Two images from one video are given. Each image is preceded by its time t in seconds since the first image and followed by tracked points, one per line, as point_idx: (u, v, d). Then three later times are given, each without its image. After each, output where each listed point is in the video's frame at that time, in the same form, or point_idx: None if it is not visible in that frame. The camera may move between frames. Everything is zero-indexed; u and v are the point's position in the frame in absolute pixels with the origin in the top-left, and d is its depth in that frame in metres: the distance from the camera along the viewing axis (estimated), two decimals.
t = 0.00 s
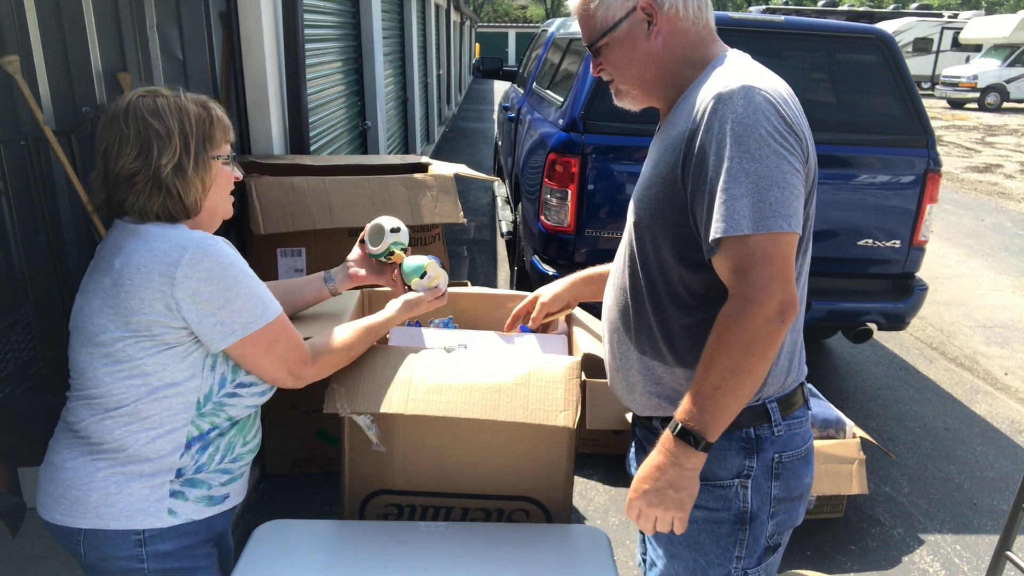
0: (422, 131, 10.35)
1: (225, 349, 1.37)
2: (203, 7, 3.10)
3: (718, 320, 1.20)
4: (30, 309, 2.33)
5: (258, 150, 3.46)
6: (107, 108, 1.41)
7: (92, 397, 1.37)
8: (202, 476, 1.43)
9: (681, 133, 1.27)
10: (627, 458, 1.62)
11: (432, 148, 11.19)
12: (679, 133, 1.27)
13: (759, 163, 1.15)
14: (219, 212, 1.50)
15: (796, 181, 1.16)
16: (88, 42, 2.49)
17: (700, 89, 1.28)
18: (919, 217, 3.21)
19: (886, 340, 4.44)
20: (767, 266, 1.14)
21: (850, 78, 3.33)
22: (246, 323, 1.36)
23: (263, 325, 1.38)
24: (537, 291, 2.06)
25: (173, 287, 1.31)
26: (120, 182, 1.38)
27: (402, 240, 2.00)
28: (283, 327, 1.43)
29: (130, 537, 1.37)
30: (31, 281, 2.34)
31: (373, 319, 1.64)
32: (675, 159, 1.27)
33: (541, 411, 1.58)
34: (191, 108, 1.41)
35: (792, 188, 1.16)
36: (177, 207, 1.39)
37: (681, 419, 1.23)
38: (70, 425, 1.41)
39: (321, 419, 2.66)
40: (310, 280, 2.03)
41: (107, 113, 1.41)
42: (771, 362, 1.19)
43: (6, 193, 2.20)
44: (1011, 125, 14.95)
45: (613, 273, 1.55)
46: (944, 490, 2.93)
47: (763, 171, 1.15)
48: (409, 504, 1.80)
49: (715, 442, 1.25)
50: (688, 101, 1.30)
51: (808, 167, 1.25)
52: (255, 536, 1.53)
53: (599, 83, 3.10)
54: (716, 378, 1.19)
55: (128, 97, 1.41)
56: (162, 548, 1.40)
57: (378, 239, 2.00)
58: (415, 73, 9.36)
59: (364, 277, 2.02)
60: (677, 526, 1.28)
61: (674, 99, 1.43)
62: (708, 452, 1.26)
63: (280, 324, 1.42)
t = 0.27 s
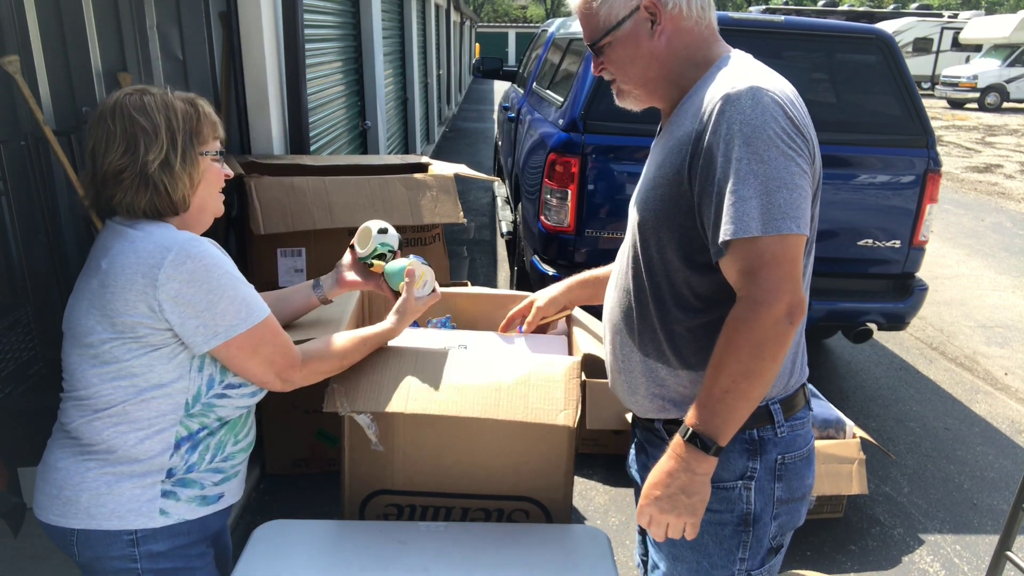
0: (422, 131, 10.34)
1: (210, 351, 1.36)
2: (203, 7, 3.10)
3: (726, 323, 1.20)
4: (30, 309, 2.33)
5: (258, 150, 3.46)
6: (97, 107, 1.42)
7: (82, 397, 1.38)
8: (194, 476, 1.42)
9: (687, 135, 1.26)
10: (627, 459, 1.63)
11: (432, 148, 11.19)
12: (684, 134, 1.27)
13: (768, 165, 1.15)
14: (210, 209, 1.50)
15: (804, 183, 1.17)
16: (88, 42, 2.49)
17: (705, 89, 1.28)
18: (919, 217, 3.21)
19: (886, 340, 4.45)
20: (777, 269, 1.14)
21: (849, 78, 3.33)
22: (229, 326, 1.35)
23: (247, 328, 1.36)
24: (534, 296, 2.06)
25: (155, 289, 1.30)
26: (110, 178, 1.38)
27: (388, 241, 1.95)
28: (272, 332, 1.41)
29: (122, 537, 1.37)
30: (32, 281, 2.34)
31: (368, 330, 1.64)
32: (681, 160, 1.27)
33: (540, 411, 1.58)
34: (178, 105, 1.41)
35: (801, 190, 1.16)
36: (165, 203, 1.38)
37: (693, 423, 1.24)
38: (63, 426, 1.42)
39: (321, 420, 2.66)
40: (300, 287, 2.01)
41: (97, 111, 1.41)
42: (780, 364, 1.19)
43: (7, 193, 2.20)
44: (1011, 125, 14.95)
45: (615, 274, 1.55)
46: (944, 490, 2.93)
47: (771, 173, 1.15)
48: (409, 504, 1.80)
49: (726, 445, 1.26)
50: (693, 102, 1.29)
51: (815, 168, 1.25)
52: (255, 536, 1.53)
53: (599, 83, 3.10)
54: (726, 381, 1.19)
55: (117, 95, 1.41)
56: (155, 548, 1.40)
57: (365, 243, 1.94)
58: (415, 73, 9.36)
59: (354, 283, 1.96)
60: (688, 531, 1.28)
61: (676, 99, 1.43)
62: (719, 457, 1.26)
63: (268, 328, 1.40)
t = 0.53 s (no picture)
0: (422, 131, 10.34)
1: (206, 354, 1.35)
2: (203, 8, 3.10)
3: (732, 324, 1.20)
4: (30, 309, 2.33)
5: (258, 150, 3.46)
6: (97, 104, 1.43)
7: (80, 396, 1.38)
8: (192, 474, 1.42)
9: (692, 135, 1.26)
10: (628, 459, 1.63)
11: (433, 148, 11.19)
12: (689, 135, 1.27)
13: (774, 167, 1.15)
14: (208, 208, 1.49)
15: (809, 184, 1.17)
16: (88, 42, 2.49)
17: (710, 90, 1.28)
18: (919, 217, 3.21)
19: (885, 340, 4.45)
20: (783, 270, 1.15)
21: (849, 78, 3.33)
22: (225, 329, 1.34)
23: (243, 331, 1.36)
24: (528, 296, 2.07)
25: (152, 291, 1.30)
26: (104, 175, 1.39)
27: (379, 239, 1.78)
28: (269, 335, 1.41)
29: (120, 535, 1.37)
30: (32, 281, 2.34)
31: (364, 333, 1.64)
32: (686, 161, 1.27)
33: (540, 410, 1.58)
34: (173, 103, 1.41)
35: (806, 190, 1.16)
36: (155, 199, 1.38)
37: (699, 425, 1.24)
38: (62, 424, 1.42)
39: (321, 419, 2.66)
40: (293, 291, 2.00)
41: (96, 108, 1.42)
42: (786, 365, 1.19)
43: (6, 193, 2.19)
44: (1011, 125, 14.95)
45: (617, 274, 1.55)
46: (944, 490, 2.93)
47: (778, 174, 1.15)
48: (409, 504, 1.79)
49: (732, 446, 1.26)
50: (697, 103, 1.29)
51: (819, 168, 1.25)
52: (255, 536, 1.53)
53: (599, 83, 3.10)
54: (732, 383, 1.19)
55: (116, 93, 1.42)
56: (153, 546, 1.40)
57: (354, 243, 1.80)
58: (415, 73, 9.36)
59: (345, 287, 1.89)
60: (694, 534, 1.28)
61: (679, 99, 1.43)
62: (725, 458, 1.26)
63: (264, 331, 1.39)
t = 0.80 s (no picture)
0: (422, 131, 10.34)
1: (208, 357, 1.36)
2: (203, 8, 3.10)
3: (734, 325, 1.20)
4: (30, 309, 2.33)
5: (258, 150, 3.46)
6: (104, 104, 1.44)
7: (82, 396, 1.38)
8: (193, 474, 1.42)
9: (693, 136, 1.26)
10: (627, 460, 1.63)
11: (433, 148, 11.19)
12: (690, 136, 1.27)
13: (775, 168, 1.15)
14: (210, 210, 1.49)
15: (810, 186, 1.17)
16: (88, 42, 2.49)
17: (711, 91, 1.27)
18: (919, 217, 3.21)
19: (885, 339, 4.45)
20: (785, 271, 1.15)
21: (850, 78, 3.33)
22: (228, 332, 1.35)
23: (245, 335, 1.37)
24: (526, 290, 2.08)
25: (155, 294, 1.30)
26: (106, 173, 1.39)
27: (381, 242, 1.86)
28: (271, 338, 1.41)
29: (121, 534, 1.37)
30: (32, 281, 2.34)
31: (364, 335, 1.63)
32: (687, 162, 1.27)
33: (540, 411, 1.58)
34: (175, 103, 1.41)
35: (807, 192, 1.16)
36: (153, 198, 1.37)
37: (700, 426, 1.24)
38: (64, 424, 1.42)
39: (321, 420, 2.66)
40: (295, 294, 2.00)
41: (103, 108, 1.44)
42: (787, 366, 1.19)
43: (7, 193, 2.19)
44: (1011, 125, 14.95)
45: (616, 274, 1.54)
46: (944, 490, 2.93)
47: (779, 176, 1.15)
48: (409, 504, 1.80)
49: (734, 447, 1.26)
50: (698, 104, 1.29)
51: (819, 169, 1.25)
52: (256, 535, 1.53)
53: (599, 83, 3.10)
54: (734, 384, 1.19)
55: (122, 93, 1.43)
56: (154, 545, 1.40)
57: (357, 246, 1.86)
58: (415, 73, 9.36)
59: (349, 289, 1.94)
60: (697, 533, 1.29)
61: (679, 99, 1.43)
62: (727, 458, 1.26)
63: (266, 334, 1.40)
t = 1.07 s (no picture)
0: (422, 131, 10.34)
1: (207, 359, 1.36)
2: (203, 8, 3.10)
3: (730, 324, 1.20)
4: (30, 309, 2.33)
5: (258, 150, 3.46)
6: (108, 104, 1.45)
7: (81, 396, 1.38)
8: (192, 475, 1.42)
9: (689, 136, 1.26)
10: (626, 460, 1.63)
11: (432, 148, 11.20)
12: (686, 136, 1.27)
13: (770, 167, 1.15)
14: (212, 210, 1.48)
15: (806, 185, 1.17)
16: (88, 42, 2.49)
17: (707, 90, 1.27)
18: (919, 217, 3.21)
19: (885, 340, 4.45)
20: (780, 270, 1.15)
21: (850, 78, 3.33)
22: (227, 334, 1.34)
23: (244, 338, 1.36)
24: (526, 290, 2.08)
25: (154, 295, 1.30)
26: (109, 173, 1.40)
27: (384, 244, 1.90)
28: (270, 341, 1.41)
29: (120, 534, 1.37)
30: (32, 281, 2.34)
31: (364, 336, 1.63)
32: (683, 161, 1.27)
33: (540, 410, 1.58)
34: (178, 102, 1.41)
35: (802, 191, 1.16)
36: (154, 198, 1.37)
37: (697, 423, 1.24)
38: (64, 423, 1.42)
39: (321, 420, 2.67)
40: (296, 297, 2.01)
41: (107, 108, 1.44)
42: (783, 364, 1.20)
43: (7, 193, 2.19)
44: (1011, 125, 14.94)
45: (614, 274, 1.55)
46: (944, 490, 2.93)
47: (774, 175, 1.15)
48: (409, 504, 1.79)
49: (731, 445, 1.26)
50: (694, 103, 1.29)
51: (814, 168, 1.25)
52: (255, 535, 1.53)
53: (598, 83, 3.10)
54: (731, 382, 1.19)
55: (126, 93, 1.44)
56: (153, 546, 1.40)
57: (359, 248, 1.89)
58: (415, 73, 9.36)
59: (350, 291, 1.93)
60: (694, 532, 1.28)
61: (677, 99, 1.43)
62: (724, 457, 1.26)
63: (265, 337, 1.40)
